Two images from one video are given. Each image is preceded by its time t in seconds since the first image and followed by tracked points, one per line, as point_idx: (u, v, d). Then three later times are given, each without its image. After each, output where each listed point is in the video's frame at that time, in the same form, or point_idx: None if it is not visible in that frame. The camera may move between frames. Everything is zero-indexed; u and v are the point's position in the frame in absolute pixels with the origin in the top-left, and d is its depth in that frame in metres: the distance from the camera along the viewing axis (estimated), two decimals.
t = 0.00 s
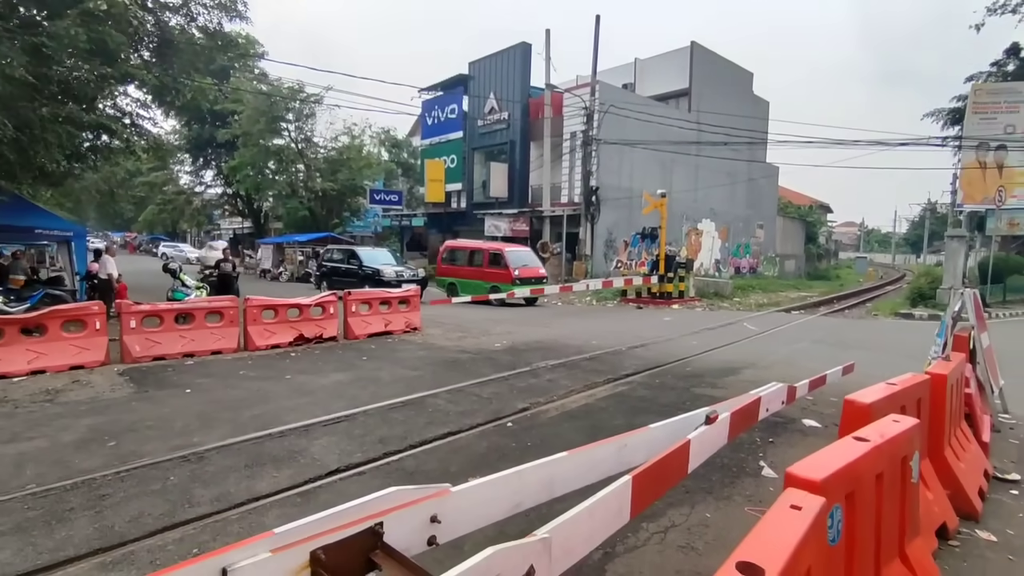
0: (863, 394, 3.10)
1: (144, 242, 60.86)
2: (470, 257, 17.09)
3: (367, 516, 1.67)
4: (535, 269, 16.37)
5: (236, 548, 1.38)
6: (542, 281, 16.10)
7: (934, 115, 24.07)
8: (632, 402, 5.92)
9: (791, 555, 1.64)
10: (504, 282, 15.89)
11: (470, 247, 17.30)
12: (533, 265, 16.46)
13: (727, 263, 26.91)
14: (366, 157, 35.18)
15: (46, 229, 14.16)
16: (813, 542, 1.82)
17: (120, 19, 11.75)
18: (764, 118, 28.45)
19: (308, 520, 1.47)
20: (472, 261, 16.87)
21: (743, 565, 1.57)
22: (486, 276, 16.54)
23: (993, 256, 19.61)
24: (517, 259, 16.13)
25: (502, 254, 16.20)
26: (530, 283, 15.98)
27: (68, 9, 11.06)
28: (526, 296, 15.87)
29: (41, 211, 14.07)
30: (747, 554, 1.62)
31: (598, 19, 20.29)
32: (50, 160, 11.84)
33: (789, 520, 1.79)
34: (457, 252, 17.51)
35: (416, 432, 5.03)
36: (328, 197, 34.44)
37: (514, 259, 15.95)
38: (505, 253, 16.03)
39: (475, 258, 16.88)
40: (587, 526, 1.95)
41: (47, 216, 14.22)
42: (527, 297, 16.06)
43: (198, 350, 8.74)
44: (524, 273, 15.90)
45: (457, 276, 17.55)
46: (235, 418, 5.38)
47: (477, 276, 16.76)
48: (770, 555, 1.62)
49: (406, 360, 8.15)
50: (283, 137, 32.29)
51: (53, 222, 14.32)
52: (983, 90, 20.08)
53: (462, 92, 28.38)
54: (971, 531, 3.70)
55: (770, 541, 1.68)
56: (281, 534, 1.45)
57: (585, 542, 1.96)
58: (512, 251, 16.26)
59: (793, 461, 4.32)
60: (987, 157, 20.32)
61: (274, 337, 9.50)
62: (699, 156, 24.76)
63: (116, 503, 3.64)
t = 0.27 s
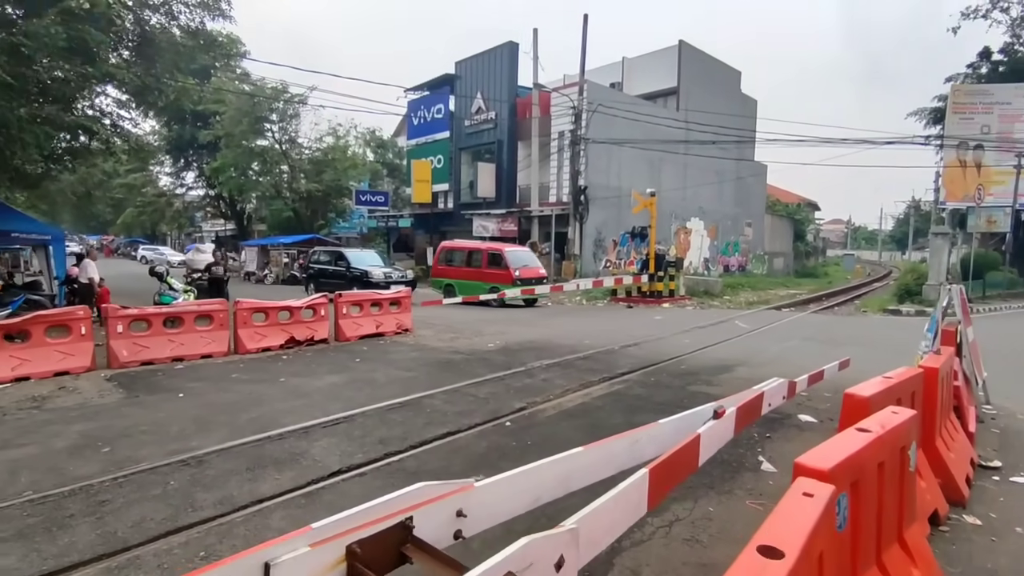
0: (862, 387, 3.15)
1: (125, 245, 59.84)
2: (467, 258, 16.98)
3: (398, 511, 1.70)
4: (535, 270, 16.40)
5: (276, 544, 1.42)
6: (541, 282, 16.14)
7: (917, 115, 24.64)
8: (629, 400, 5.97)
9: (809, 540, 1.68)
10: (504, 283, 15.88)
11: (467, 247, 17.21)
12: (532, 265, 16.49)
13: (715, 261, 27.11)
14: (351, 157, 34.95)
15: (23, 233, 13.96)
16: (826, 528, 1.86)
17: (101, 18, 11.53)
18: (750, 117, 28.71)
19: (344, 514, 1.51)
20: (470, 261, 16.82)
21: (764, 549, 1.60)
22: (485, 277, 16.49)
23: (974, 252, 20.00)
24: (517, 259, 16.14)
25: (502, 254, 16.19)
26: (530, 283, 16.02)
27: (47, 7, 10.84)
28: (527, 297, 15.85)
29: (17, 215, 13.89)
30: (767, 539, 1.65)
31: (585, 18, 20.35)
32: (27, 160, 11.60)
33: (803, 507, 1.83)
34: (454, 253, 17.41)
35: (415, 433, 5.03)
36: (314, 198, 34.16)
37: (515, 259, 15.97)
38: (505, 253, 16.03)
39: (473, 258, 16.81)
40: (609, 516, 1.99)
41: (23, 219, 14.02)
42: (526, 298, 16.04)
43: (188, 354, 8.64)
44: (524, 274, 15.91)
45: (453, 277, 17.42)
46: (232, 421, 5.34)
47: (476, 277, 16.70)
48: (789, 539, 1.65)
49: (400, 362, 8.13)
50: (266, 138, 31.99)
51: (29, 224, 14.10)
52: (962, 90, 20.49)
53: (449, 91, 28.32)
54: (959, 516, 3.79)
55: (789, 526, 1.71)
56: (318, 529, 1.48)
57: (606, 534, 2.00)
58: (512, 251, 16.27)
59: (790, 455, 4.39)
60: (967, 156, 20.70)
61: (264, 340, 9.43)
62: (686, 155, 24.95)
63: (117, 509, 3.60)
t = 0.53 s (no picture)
0: (859, 375, 3.27)
1: (107, 248, 59.03)
2: (467, 257, 17.02)
3: (433, 493, 1.85)
4: (536, 268, 16.49)
5: (328, 523, 1.58)
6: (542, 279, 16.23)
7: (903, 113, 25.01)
8: (628, 393, 6.08)
9: (819, 510, 1.79)
10: (506, 281, 15.96)
11: (466, 246, 17.26)
12: (533, 263, 16.58)
13: (705, 258, 27.34)
14: (340, 157, 34.82)
15: (9, 236, 13.83)
16: (832, 502, 1.97)
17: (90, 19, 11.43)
18: (738, 114, 28.98)
19: (387, 497, 1.69)
20: (470, 260, 16.88)
21: (779, 519, 1.71)
22: (485, 275, 16.56)
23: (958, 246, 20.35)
24: (517, 257, 16.22)
25: (503, 253, 16.26)
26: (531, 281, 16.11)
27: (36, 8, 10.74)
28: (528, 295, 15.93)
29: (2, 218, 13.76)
30: (782, 510, 1.75)
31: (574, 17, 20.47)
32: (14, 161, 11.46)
33: (812, 483, 1.94)
34: (453, 252, 17.45)
35: (421, 428, 5.11)
36: (302, 198, 34.01)
37: (516, 257, 16.07)
38: (507, 251, 16.11)
39: (473, 257, 16.87)
40: (628, 499, 2.12)
41: (8, 222, 13.89)
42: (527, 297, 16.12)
43: (185, 356, 8.64)
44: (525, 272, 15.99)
45: (453, 276, 17.45)
46: (236, 420, 5.38)
47: (476, 275, 16.76)
48: (802, 510, 1.76)
49: (399, 360, 8.19)
50: (253, 139, 31.82)
51: (13, 229, 13.96)
52: (947, 87, 20.82)
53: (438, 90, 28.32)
54: (949, 497, 3.94)
55: (800, 499, 1.82)
56: (365, 509, 1.66)
57: (625, 515, 2.13)
58: (513, 249, 16.35)
59: (789, 443, 4.52)
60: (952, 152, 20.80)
61: (261, 341, 9.45)
62: (675, 152, 25.15)
63: (131, 506, 3.66)
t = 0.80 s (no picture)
0: (857, 365, 3.36)
1: (99, 247, 58.73)
2: (469, 252, 17.08)
3: (451, 480, 1.92)
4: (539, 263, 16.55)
5: (355, 509, 1.64)
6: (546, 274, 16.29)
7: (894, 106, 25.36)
8: (628, 386, 6.18)
9: (825, 493, 1.88)
10: (509, 276, 16.01)
11: (468, 241, 17.31)
12: (536, 257, 16.61)
13: (699, 251, 27.48)
14: (333, 153, 34.74)
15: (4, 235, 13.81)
16: (836, 486, 2.06)
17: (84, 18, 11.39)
18: (732, 108, 29.08)
19: (410, 485, 1.75)
20: (471, 255, 16.95)
21: (789, 503, 1.80)
22: (486, 270, 16.62)
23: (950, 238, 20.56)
24: (519, 251, 16.30)
25: (506, 247, 16.32)
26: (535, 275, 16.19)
27: (30, 7, 10.70)
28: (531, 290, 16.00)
29: None
30: (790, 494, 1.84)
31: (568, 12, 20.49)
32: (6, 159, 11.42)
33: (818, 469, 2.02)
34: (455, 247, 17.51)
35: (426, 423, 5.18)
36: (296, 195, 33.95)
37: (518, 252, 16.15)
38: (509, 246, 16.17)
39: (475, 252, 16.93)
40: (638, 485, 2.20)
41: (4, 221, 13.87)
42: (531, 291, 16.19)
43: (186, 353, 8.67)
44: (528, 266, 16.05)
45: (454, 271, 17.51)
46: (243, 417, 5.44)
47: (477, 271, 16.82)
48: (809, 493, 1.85)
49: (400, 355, 8.26)
50: (247, 135, 31.64)
51: (9, 228, 13.94)
52: (937, 81, 21.08)
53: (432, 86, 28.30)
54: (944, 484, 4.05)
55: (807, 482, 1.91)
56: (390, 496, 1.72)
57: (635, 500, 2.21)
58: (515, 244, 16.40)
59: (786, 433, 4.62)
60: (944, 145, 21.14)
61: (261, 338, 9.49)
62: (670, 146, 25.24)
63: (145, 501, 3.71)
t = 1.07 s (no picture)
0: (855, 363, 3.38)
1: (94, 248, 58.48)
2: (471, 251, 17.11)
3: (456, 484, 1.93)
4: (541, 262, 16.57)
5: (362, 514, 1.65)
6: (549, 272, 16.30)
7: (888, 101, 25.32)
8: (627, 385, 6.20)
9: (826, 492, 1.90)
10: (512, 276, 16.00)
11: (469, 240, 17.32)
12: (538, 256, 16.62)
13: (696, 248, 27.53)
14: (329, 153, 34.66)
15: None
16: (836, 485, 2.08)
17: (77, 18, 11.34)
18: (728, 105, 29.12)
19: (417, 489, 1.77)
20: (472, 254, 16.97)
21: (791, 503, 1.82)
22: (487, 269, 16.64)
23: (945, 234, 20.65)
24: (520, 250, 16.31)
25: (508, 246, 16.34)
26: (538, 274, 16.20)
27: (22, 8, 10.66)
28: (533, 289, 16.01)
29: None
30: (792, 494, 1.85)
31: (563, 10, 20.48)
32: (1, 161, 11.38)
33: (818, 468, 2.04)
34: (455, 246, 17.53)
35: (426, 423, 5.19)
36: (292, 195, 33.88)
37: (521, 251, 16.17)
38: (511, 245, 16.20)
39: (477, 251, 16.95)
40: (642, 485, 2.21)
41: None
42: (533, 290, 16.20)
43: (184, 355, 8.66)
44: (530, 266, 16.06)
45: (455, 271, 17.52)
46: (242, 419, 5.44)
47: (478, 270, 16.86)
48: (811, 493, 1.86)
49: (399, 355, 8.27)
50: (242, 136, 31.51)
51: (4, 230, 13.88)
52: (930, 76, 21.06)
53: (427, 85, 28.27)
54: (941, 480, 4.08)
55: (808, 482, 1.93)
56: (396, 501, 1.73)
57: (639, 501, 2.23)
58: (517, 243, 16.41)
59: (785, 431, 4.64)
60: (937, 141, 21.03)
61: (260, 339, 9.48)
62: (666, 144, 25.27)
63: (146, 505, 3.72)
